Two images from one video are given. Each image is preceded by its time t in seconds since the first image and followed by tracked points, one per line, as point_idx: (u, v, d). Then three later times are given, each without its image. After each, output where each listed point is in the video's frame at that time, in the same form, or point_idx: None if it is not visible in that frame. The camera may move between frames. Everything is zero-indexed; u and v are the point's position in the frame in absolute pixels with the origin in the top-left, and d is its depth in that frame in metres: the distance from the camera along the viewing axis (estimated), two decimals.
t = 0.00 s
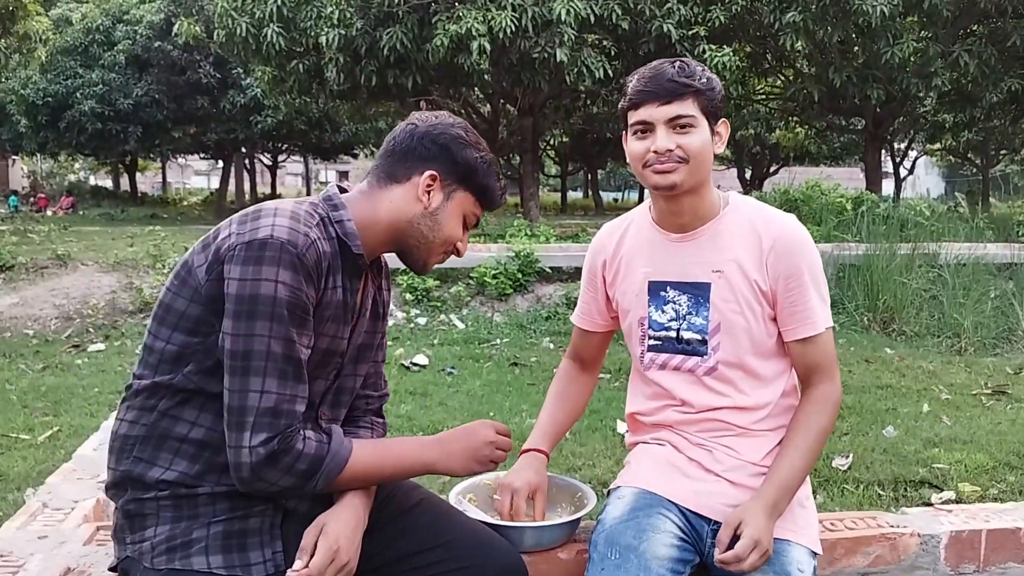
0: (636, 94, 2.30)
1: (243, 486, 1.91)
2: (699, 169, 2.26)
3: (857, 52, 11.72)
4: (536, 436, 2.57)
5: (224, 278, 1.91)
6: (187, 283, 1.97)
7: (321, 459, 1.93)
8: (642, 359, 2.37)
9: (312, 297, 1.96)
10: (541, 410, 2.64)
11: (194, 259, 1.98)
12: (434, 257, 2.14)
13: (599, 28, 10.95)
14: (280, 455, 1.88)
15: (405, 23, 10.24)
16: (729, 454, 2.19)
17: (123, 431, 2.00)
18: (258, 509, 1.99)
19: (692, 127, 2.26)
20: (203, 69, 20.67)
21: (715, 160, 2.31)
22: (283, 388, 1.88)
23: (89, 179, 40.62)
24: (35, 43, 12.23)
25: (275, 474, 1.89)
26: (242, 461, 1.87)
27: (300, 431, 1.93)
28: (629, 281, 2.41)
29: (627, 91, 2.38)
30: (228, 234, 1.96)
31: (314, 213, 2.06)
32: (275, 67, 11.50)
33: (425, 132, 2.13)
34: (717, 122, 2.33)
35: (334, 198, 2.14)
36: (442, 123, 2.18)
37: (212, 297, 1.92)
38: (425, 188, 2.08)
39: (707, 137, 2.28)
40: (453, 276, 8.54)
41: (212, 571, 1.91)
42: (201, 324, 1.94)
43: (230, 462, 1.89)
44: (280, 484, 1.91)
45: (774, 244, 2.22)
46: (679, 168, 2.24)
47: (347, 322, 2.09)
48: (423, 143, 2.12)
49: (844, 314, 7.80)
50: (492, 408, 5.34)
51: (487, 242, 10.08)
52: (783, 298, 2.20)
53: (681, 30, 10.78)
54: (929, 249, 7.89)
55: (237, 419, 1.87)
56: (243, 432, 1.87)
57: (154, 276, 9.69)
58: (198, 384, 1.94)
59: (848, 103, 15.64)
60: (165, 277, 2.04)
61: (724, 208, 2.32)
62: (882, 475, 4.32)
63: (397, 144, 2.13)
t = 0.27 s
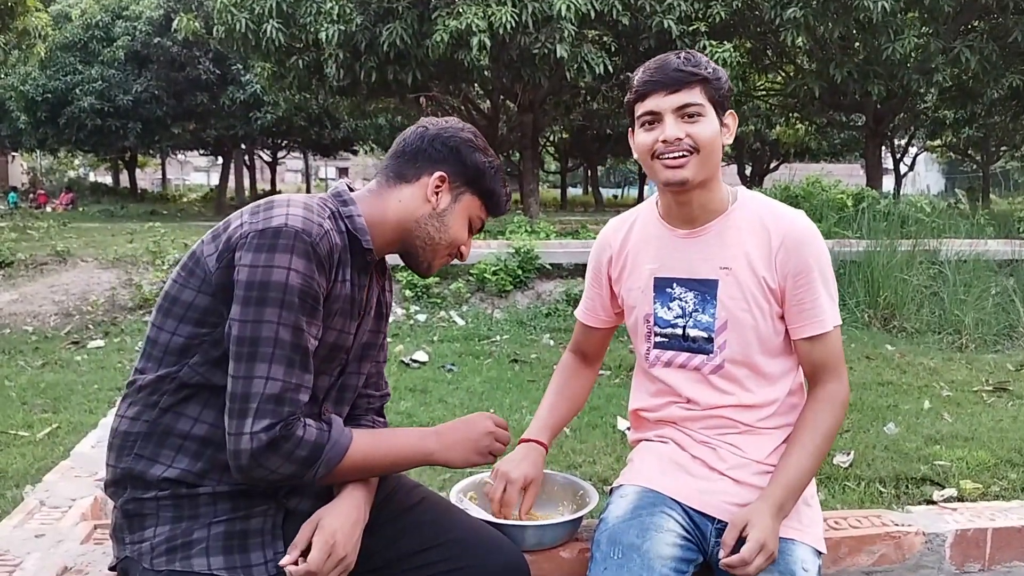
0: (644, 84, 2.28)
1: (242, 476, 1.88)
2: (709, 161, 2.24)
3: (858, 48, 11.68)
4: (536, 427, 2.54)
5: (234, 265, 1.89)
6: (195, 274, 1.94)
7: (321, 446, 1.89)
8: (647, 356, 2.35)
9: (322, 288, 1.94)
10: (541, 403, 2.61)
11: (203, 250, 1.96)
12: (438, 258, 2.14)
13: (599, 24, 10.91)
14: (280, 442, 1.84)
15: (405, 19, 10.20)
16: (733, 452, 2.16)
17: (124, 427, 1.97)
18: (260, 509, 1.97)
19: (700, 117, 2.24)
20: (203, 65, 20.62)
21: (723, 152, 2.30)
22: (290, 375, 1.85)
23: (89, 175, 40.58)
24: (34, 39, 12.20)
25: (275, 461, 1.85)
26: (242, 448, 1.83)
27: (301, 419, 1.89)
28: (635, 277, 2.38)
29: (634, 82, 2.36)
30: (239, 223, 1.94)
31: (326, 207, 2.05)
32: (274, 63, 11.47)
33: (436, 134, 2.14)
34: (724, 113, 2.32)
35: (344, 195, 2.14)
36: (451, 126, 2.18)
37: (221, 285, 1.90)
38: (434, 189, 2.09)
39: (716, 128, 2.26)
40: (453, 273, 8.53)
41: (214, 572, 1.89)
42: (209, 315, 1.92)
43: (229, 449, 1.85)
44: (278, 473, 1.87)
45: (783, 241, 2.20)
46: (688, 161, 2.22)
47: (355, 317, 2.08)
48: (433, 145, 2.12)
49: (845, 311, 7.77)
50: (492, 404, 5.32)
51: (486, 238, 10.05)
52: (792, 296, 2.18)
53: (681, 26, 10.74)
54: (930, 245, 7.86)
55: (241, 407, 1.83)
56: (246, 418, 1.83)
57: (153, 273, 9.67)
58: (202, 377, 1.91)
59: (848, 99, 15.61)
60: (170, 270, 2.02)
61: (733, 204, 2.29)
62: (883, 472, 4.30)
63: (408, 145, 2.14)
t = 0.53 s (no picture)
0: (646, 75, 2.27)
1: (254, 467, 1.86)
2: (712, 152, 2.23)
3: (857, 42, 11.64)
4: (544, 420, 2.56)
5: (242, 256, 1.86)
6: (198, 267, 1.92)
7: (334, 433, 1.88)
8: (648, 351, 2.33)
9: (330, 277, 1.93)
10: (544, 392, 2.62)
11: (208, 242, 1.94)
12: (436, 252, 2.13)
13: (599, 17, 10.87)
14: (294, 430, 1.83)
15: (404, 13, 10.15)
16: (735, 447, 2.15)
17: (124, 422, 1.95)
18: (262, 504, 1.95)
19: (703, 108, 2.23)
20: (202, 60, 20.56)
21: (726, 144, 2.28)
22: (301, 363, 1.84)
23: (88, 170, 40.52)
24: (33, 32, 12.16)
25: (290, 449, 1.84)
26: (256, 438, 1.81)
27: (312, 407, 1.88)
28: (636, 271, 2.37)
29: (637, 74, 2.34)
30: (245, 216, 1.92)
31: (329, 199, 2.04)
32: (273, 57, 11.44)
33: (434, 129, 2.13)
34: (729, 106, 2.30)
35: (346, 187, 2.13)
36: (449, 120, 2.16)
37: (227, 277, 1.88)
38: (433, 184, 2.08)
39: (719, 119, 2.24)
40: (452, 267, 8.52)
41: (217, 568, 1.88)
42: (213, 308, 1.90)
43: (241, 440, 1.83)
44: (292, 462, 1.85)
45: (785, 234, 2.18)
46: (691, 151, 2.21)
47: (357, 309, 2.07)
48: (431, 140, 2.10)
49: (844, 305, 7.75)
50: (492, 399, 5.31)
51: (485, 233, 10.02)
52: (794, 290, 2.17)
53: (681, 20, 10.69)
54: (930, 240, 7.84)
55: (252, 397, 1.81)
56: (258, 408, 1.81)
57: (152, 267, 9.65)
58: (205, 369, 1.89)
59: (848, 93, 15.58)
60: (172, 264, 1.99)
61: (735, 197, 2.27)
62: (883, 467, 4.30)
63: (406, 140, 2.13)
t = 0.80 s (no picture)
0: (642, 70, 2.25)
1: (260, 461, 1.83)
2: (711, 144, 2.22)
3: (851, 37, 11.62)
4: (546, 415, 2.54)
5: (241, 250, 1.84)
6: (195, 261, 1.90)
7: (343, 428, 1.87)
8: (647, 347, 2.32)
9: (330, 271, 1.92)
10: (546, 387, 2.61)
11: (204, 237, 1.91)
12: (435, 245, 2.12)
13: (593, 12, 10.85)
14: (304, 424, 1.81)
15: (398, 8, 10.11)
16: (735, 443, 2.14)
17: (120, 418, 1.93)
18: (259, 499, 1.93)
19: (700, 101, 2.21)
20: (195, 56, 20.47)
21: (723, 137, 2.26)
22: (305, 356, 1.82)
23: (81, 166, 40.37)
24: (25, 29, 12.11)
25: (300, 445, 1.82)
26: (266, 433, 1.79)
27: (320, 403, 1.87)
28: (635, 267, 2.35)
29: (632, 66, 2.32)
30: (242, 210, 1.90)
31: (327, 193, 2.03)
32: (266, 52, 11.40)
33: (430, 123, 2.11)
34: (725, 98, 2.28)
35: (342, 181, 2.11)
36: (444, 114, 2.15)
37: (226, 271, 1.86)
38: (432, 177, 2.06)
39: (716, 112, 2.22)
40: (448, 263, 8.51)
41: (214, 565, 1.86)
42: (211, 302, 1.88)
43: (249, 436, 1.81)
44: (302, 457, 1.84)
45: (786, 228, 2.16)
46: (688, 145, 2.20)
47: (354, 303, 2.05)
48: (428, 134, 2.09)
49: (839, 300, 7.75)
50: (488, 395, 5.30)
51: (481, 229, 10.01)
52: (795, 285, 2.15)
53: (675, 15, 10.67)
54: (924, 235, 7.85)
55: (257, 393, 1.79)
56: (264, 404, 1.79)
57: (146, 263, 9.62)
58: (204, 364, 1.87)
59: (843, 89, 15.59)
60: (168, 258, 1.97)
61: (735, 190, 2.26)
62: (879, 462, 4.30)
63: (402, 134, 2.11)
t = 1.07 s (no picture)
0: (605, 96, 2.19)
1: (249, 462, 1.83)
2: (683, 165, 2.16)
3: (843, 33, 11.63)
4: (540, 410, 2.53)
5: (232, 249, 1.84)
6: (190, 259, 1.90)
7: (332, 433, 1.87)
8: (651, 340, 2.32)
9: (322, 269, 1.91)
10: (546, 383, 2.60)
11: (198, 235, 1.91)
12: (432, 240, 2.10)
13: (586, 8, 10.85)
14: (293, 428, 1.81)
15: (390, 4, 10.07)
16: (736, 437, 2.14)
17: (118, 416, 1.92)
18: (259, 496, 1.93)
19: (661, 126, 2.13)
20: (186, 52, 20.37)
21: (700, 149, 2.17)
22: (296, 357, 1.82)
23: (72, 163, 40.17)
24: (14, 25, 12.03)
25: (289, 448, 1.82)
26: (256, 434, 1.79)
27: (311, 406, 1.87)
28: (639, 261, 2.36)
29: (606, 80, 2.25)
30: (234, 208, 1.90)
31: (321, 189, 2.03)
32: (258, 49, 11.36)
33: (428, 116, 2.11)
34: (695, 107, 2.15)
35: (337, 176, 2.11)
36: (443, 107, 2.15)
37: (218, 270, 1.86)
38: (428, 172, 2.06)
39: (681, 135, 2.13)
40: (441, 260, 8.50)
41: (215, 562, 1.85)
42: (205, 300, 1.87)
43: (240, 436, 1.81)
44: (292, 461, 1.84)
45: (791, 224, 2.17)
46: (661, 175, 2.18)
47: (350, 300, 2.05)
48: (425, 127, 2.09)
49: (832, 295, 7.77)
50: (483, 391, 5.30)
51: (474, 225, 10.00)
52: (800, 280, 2.16)
53: (667, 10, 10.66)
54: (916, 230, 7.87)
55: (248, 393, 1.79)
56: (255, 406, 1.79)
57: (138, 261, 9.57)
58: (202, 362, 1.87)
59: (834, 84, 15.62)
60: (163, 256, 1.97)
61: (740, 185, 2.26)
62: (874, 456, 4.31)
63: (400, 127, 2.11)
